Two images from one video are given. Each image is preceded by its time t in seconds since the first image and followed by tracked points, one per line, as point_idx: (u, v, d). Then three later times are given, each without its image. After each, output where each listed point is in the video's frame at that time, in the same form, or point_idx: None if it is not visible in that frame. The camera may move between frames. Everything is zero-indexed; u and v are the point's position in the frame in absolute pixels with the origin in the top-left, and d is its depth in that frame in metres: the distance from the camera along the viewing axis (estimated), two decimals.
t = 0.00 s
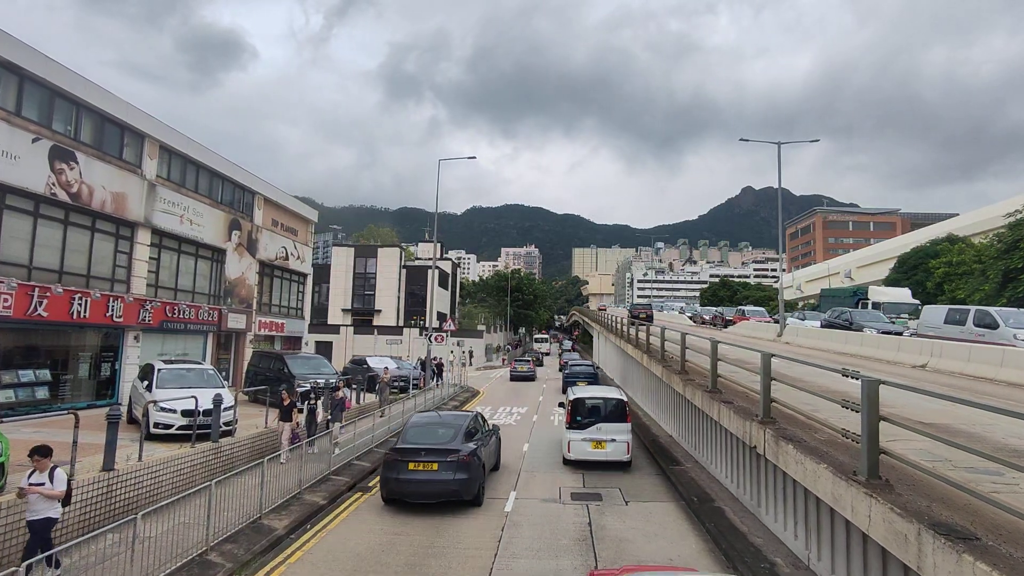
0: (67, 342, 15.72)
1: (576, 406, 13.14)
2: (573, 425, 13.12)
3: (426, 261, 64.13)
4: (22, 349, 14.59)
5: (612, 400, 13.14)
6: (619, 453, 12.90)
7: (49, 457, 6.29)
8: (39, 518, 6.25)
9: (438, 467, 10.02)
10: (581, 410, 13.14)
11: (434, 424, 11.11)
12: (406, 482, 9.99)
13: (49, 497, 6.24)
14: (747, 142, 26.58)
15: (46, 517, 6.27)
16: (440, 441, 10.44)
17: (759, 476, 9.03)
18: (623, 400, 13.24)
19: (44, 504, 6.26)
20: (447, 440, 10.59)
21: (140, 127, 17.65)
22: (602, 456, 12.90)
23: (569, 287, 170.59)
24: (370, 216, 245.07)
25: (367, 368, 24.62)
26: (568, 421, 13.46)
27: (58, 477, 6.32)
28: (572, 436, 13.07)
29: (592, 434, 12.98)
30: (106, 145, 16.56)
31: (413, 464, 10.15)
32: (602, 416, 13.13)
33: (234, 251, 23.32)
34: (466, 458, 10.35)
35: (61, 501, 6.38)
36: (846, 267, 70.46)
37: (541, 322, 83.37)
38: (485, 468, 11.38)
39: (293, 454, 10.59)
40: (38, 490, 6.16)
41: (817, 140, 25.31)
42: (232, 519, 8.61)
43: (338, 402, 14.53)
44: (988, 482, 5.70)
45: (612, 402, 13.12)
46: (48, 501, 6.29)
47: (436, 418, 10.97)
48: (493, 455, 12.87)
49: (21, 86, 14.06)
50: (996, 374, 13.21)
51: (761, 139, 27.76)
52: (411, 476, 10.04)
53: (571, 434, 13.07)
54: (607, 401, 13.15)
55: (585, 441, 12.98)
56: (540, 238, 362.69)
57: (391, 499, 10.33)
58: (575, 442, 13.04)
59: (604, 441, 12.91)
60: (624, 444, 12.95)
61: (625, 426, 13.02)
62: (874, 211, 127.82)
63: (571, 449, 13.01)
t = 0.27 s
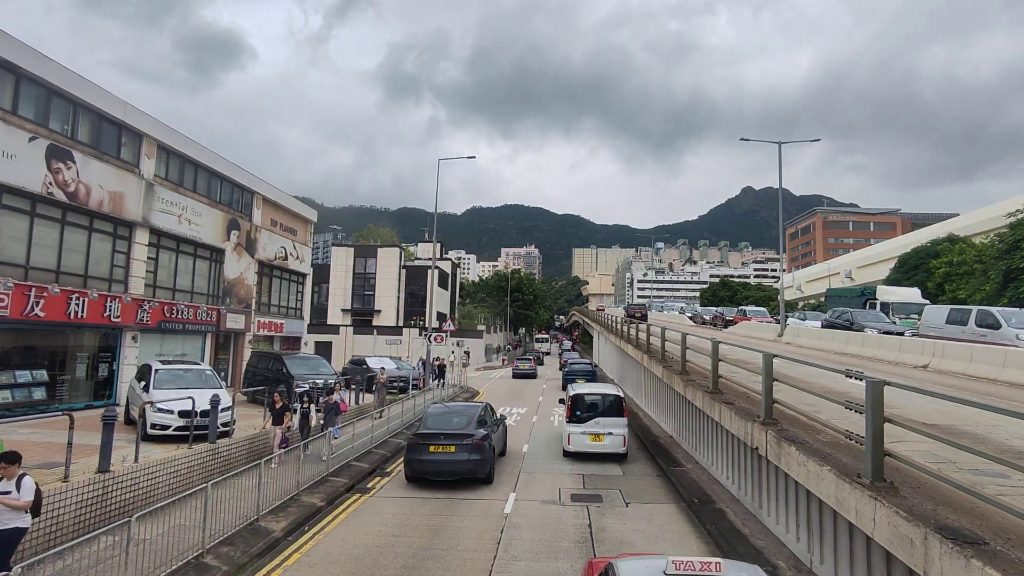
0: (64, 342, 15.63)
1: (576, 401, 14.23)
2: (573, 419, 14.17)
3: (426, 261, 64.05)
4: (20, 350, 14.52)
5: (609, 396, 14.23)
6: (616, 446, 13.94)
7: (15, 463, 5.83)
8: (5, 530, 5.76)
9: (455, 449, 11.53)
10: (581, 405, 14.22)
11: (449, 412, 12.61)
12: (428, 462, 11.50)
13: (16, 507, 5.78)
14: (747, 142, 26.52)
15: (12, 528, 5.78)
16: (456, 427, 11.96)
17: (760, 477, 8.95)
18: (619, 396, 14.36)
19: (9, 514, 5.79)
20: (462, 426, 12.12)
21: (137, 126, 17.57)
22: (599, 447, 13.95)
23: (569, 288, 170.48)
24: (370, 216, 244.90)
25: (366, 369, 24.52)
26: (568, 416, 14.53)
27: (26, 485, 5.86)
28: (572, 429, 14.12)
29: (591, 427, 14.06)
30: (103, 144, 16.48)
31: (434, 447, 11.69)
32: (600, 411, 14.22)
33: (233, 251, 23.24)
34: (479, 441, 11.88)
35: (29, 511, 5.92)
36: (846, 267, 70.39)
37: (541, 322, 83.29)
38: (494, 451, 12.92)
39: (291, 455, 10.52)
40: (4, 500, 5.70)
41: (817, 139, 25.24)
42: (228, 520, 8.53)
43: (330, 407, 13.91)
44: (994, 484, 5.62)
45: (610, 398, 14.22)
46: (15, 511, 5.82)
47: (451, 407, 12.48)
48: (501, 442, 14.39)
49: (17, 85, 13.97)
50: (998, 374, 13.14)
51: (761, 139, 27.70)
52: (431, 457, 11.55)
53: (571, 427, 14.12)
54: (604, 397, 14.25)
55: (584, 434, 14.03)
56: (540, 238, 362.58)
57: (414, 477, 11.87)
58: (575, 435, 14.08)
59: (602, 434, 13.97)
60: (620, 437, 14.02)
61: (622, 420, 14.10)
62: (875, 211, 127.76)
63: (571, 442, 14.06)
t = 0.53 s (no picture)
0: (61, 342, 15.53)
1: (575, 397, 15.06)
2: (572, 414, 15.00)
3: (425, 261, 63.95)
4: (17, 350, 14.43)
5: (606, 392, 15.07)
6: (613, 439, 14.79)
7: None
8: None
9: (468, 435, 13.18)
10: (579, 401, 15.08)
11: (461, 403, 14.25)
12: (445, 447, 13.11)
13: None
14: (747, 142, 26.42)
15: None
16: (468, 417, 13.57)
17: (762, 479, 8.86)
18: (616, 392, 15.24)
19: None
20: (474, 415, 13.78)
21: (135, 126, 17.48)
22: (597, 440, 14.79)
23: (569, 288, 170.37)
24: (370, 216, 244.67)
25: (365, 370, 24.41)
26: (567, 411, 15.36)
27: None
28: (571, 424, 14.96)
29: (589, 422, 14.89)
30: (101, 143, 16.40)
31: (449, 433, 13.29)
32: (597, 406, 15.01)
33: (231, 251, 23.15)
34: (488, 428, 13.54)
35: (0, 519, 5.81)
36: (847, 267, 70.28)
37: (541, 322, 83.19)
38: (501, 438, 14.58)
39: (289, 457, 10.43)
40: None
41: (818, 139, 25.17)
42: (225, 523, 8.44)
43: (324, 408, 13.55)
44: (1001, 487, 5.52)
45: (607, 394, 15.07)
46: None
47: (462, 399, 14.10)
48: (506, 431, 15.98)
49: (14, 84, 13.88)
50: (1001, 375, 13.04)
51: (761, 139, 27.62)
52: (447, 442, 13.17)
53: (570, 421, 14.95)
54: (601, 393, 15.08)
55: (583, 428, 14.85)
56: (540, 239, 362.46)
57: (431, 461, 13.46)
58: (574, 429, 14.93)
59: (599, 428, 14.80)
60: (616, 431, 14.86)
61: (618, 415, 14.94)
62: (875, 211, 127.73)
63: (570, 436, 14.92)
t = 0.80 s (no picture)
0: (59, 343, 15.44)
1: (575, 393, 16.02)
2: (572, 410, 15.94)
3: (425, 261, 63.81)
4: (13, 351, 14.31)
5: (604, 388, 16.07)
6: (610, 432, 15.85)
7: None
8: None
9: (479, 426, 14.80)
10: (579, 397, 16.05)
11: (472, 397, 15.90)
12: (457, 435, 14.73)
13: None
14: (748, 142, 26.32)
15: None
16: (478, 409, 15.17)
17: (766, 482, 8.72)
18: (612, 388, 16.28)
19: None
20: (483, 407, 15.38)
21: (132, 124, 17.35)
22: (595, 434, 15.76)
23: (569, 288, 170.24)
24: (369, 216, 244.49)
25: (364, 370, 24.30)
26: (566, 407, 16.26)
27: None
28: (571, 418, 15.91)
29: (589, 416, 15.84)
30: (97, 142, 16.28)
31: (460, 423, 14.92)
32: (596, 402, 15.97)
33: (230, 251, 23.01)
34: (496, 419, 15.16)
35: None
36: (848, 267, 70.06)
37: (541, 322, 83.01)
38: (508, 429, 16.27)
39: (286, 458, 10.30)
40: None
41: (819, 138, 25.08)
42: (220, 526, 8.31)
43: (317, 412, 13.16)
44: (1012, 492, 5.38)
45: (605, 390, 16.03)
46: None
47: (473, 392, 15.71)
48: (511, 422, 17.51)
49: (9, 82, 13.75)
50: (1005, 376, 12.91)
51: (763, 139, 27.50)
52: (459, 432, 14.80)
53: (571, 416, 15.90)
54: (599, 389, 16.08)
55: (582, 423, 15.82)
56: (540, 239, 362.29)
57: (444, 448, 15.07)
58: (574, 423, 15.91)
59: (598, 422, 15.77)
60: (613, 425, 15.87)
61: (615, 410, 15.93)
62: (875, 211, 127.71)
63: (570, 429, 15.88)
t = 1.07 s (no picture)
0: (53, 343, 15.26)
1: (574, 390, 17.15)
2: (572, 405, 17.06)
3: (425, 262, 63.61)
4: (6, 351, 14.13)
5: (600, 385, 17.22)
6: (607, 426, 16.94)
7: None
8: None
9: (486, 416, 16.46)
10: (578, 393, 17.16)
11: (480, 391, 17.63)
12: (466, 425, 16.37)
13: None
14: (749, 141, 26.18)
15: None
16: (486, 401, 16.87)
17: (770, 485, 8.54)
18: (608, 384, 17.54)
19: None
20: (490, 400, 17.08)
21: (128, 122, 17.17)
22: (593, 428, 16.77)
23: (569, 288, 170.01)
24: (369, 216, 244.20)
25: (362, 370, 24.13)
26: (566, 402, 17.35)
27: None
28: (570, 413, 17.04)
29: (587, 411, 16.92)
30: (92, 140, 16.10)
31: (470, 414, 16.59)
32: (594, 398, 17.04)
33: (227, 250, 22.82)
34: (502, 411, 16.84)
35: None
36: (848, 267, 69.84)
37: (541, 322, 82.80)
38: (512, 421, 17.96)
39: (281, 461, 10.11)
40: None
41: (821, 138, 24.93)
42: (212, 530, 8.12)
43: (307, 414, 12.86)
44: None
45: (601, 387, 17.11)
46: None
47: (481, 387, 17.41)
48: (515, 417, 19.10)
49: (3, 78, 13.57)
50: (1012, 377, 12.73)
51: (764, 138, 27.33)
52: (468, 421, 16.48)
53: (570, 411, 17.04)
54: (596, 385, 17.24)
55: (581, 417, 16.88)
56: (540, 239, 362.08)
57: (455, 437, 16.75)
58: (573, 418, 17.04)
59: (596, 417, 16.85)
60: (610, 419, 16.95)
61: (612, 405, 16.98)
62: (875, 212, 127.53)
63: (570, 423, 16.99)
